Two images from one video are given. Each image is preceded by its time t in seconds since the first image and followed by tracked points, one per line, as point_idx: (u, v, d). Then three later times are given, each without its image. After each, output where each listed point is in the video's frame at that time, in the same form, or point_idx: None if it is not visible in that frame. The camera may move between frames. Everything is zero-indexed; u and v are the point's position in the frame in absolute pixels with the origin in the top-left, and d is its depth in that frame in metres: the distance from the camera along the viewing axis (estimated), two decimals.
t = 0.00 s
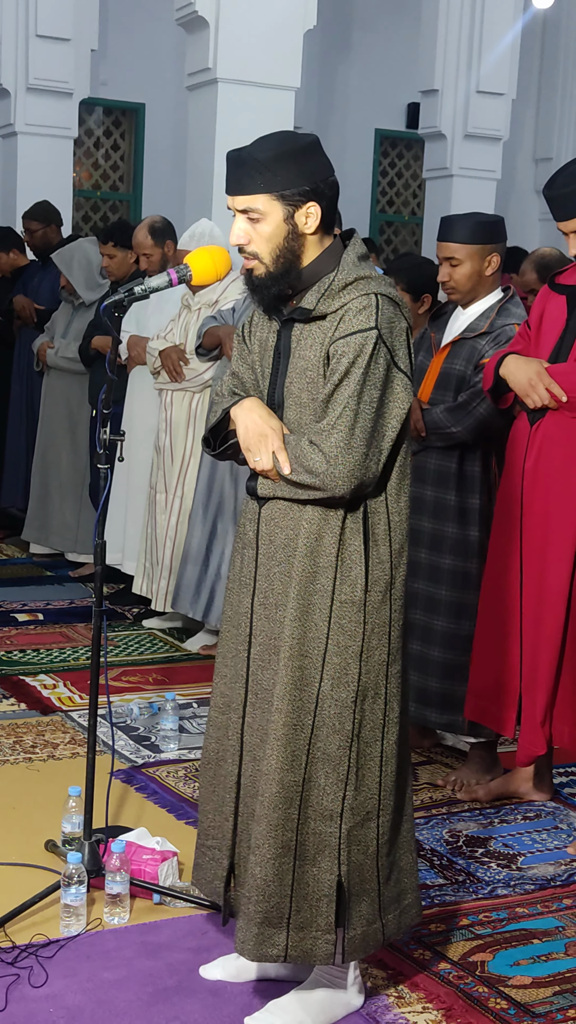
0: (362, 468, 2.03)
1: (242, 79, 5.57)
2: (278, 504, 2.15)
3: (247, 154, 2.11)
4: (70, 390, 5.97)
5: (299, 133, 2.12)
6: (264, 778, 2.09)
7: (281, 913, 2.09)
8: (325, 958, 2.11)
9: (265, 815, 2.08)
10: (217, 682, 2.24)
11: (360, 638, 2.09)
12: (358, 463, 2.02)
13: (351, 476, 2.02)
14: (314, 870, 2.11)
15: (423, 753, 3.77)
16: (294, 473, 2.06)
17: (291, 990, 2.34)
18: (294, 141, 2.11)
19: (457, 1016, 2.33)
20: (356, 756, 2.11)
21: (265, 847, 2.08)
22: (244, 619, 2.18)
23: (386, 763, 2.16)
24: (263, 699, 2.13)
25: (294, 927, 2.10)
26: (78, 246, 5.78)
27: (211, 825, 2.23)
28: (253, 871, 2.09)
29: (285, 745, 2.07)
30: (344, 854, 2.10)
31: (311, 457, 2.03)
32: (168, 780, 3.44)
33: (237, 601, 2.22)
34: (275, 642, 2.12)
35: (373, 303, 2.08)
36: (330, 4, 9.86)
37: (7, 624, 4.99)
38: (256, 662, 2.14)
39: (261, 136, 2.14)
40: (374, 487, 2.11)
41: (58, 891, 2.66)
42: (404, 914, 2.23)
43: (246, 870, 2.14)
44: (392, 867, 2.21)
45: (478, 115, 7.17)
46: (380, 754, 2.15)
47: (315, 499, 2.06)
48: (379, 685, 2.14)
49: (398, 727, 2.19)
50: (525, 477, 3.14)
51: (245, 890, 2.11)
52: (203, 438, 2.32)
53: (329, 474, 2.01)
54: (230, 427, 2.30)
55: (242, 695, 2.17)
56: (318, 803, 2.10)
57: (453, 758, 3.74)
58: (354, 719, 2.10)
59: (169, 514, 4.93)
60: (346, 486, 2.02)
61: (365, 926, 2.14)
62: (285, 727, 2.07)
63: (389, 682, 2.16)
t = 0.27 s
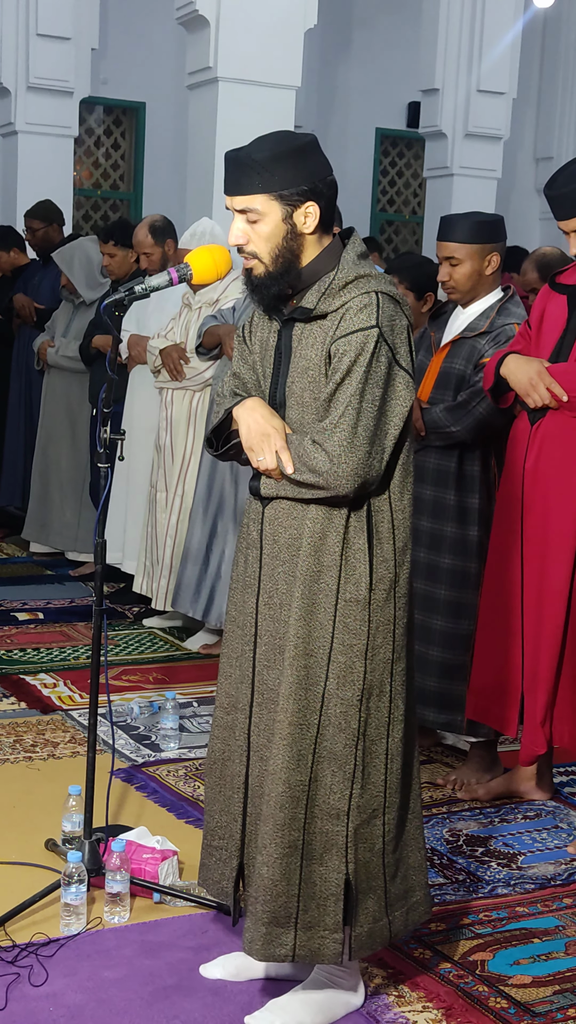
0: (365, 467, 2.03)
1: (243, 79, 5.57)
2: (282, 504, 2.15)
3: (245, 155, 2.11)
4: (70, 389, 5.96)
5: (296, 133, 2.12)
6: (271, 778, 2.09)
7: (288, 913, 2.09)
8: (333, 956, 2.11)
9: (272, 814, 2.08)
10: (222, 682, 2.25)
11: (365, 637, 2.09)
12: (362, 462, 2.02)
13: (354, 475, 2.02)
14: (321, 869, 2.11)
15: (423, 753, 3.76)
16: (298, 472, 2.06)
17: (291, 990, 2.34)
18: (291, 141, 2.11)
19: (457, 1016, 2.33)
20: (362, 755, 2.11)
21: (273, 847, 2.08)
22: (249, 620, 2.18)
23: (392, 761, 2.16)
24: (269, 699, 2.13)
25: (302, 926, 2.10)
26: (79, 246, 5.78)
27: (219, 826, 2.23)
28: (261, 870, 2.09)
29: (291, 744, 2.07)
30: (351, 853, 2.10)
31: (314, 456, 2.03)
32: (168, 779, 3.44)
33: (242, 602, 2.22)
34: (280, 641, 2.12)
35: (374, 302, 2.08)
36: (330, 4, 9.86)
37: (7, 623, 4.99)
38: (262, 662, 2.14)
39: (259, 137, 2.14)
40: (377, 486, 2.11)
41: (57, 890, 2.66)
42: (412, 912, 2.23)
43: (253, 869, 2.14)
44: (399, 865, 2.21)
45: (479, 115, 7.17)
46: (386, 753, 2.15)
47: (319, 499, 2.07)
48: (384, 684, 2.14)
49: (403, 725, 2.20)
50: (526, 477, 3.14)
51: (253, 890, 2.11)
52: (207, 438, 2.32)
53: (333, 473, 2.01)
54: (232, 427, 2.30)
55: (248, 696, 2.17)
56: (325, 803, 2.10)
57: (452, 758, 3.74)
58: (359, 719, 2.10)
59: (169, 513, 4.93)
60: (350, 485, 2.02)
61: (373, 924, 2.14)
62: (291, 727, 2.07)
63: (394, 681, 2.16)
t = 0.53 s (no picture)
0: (368, 468, 2.03)
1: (243, 79, 5.57)
2: (284, 505, 2.15)
3: (244, 155, 2.11)
4: (71, 390, 5.96)
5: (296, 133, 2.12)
6: (275, 779, 2.09)
7: (295, 914, 2.09)
8: (339, 957, 2.11)
9: (277, 815, 2.08)
10: (225, 684, 2.25)
11: (368, 637, 2.09)
12: (364, 462, 2.02)
13: (357, 475, 2.02)
14: (327, 870, 2.11)
15: (425, 753, 3.76)
16: (300, 472, 2.06)
17: (293, 990, 2.34)
18: (291, 142, 2.11)
19: (460, 1016, 2.32)
20: (366, 755, 2.11)
21: (278, 848, 2.07)
22: (252, 621, 2.17)
23: (397, 761, 2.16)
24: (273, 700, 2.13)
25: (308, 927, 2.10)
26: (80, 246, 5.77)
27: (222, 827, 2.23)
28: (266, 872, 2.09)
29: (295, 745, 2.07)
30: (356, 853, 2.10)
31: (316, 457, 2.03)
32: (170, 780, 3.44)
33: (244, 603, 2.22)
34: (283, 642, 2.12)
35: (375, 302, 2.08)
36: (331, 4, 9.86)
37: (9, 624, 4.99)
38: (265, 663, 2.14)
39: (259, 137, 2.14)
40: (380, 486, 2.10)
41: (59, 891, 2.66)
42: (419, 912, 2.23)
43: (258, 870, 2.14)
44: (405, 865, 2.20)
45: (480, 115, 7.17)
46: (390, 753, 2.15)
47: (322, 499, 2.06)
48: (388, 684, 2.14)
49: (407, 724, 2.19)
50: (527, 477, 3.14)
51: (258, 891, 2.11)
52: (208, 439, 2.31)
53: (335, 473, 2.01)
54: (234, 427, 2.30)
55: (251, 696, 2.17)
56: (330, 803, 2.10)
57: (454, 758, 3.74)
58: (363, 719, 2.10)
59: (171, 513, 4.93)
60: (352, 485, 2.02)
61: (379, 924, 2.14)
62: (295, 727, 2.07)
63: (397, 681, 2.16)
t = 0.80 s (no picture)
0: (365, 468, 2.03)
1: (242, 79, 5.57)
2: (281, 504, 2.15)
3: (244, 155, 2.11)
4: (70, 390, 5.96)
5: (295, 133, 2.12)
6: (271, 779, 2.09)
7: (289, 914, 2.09)
8: (334, 958, 2.11)
9: (272, 815, 2.08)
10: (222, 683, 2.25)
11: (365, 637, 2.09)
12: (361, 463, 2.02)
13: (354, 476, 2.02)
14: (322, 870, 2.11)
15: (424, 753, 3.76)
16: (297, 473, 2.06)
17: (291, 990, 2.34)
18: (290, 142, 2.11)
19: (457, 1016, 2.32)
20: (363, 756, 2.11)
21: (273, 848, 2.07)
22: (250, 620, 2.17)
23: (393, 762, 2.16)
24: (269, 700, 2.13)
25: (303, 927, 2.10)
26: (78, 246, 5.77)
27: (218, 826, 2.23)
28: (261, 872, 2.09)
29: (292, 745, 2.07)
30: (351, 854, 2.10)
31: (313, 456, 2.03)
32: (169, 780, 3.44)
33: (242, 603, 2.22)
34: (280, 642, 2.12)
35: (374, 302, 2.08)
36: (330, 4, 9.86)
37: (7, 624, 4.99)
38: (262, 663, 2.14)
39: (258, 137, 2.14)
40: (377, 486, 2.11)
41: (58, 890, 2.66)
42: (414, 914, 2.23)
43: (253, 870, 2.14)
44: (400, 867, 2.21)
45: (478, 115, 7.17)
46: (387, 754, 2.15)
47: (319, 499, 2.07)
48: (385, 685, 2.14)
49: (404, 725, 2.19)
50: (526, 477, 3.14)
51: (253, 891, 2.11)
52: (207, 438, 2.31)
53: (332, 474, 2.01)
54: (233, 427, 2.30)
55: (248, 696, 2.17)
56: (325, 804, 2.10)
57: (453, 758, 3.74)
58: (360, 719, 2.10)
59: (169, 513, 4.92)
60: (349, 485, 2.02)
61: (374, 925, 2.14)
62: (292, 727, 2.07)
63: (394, 682, 2.16)
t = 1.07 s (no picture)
0: (365, 468, 2.03)
1: (242, 80, 5.57)
2: (282, 505, 2.15)
3: (243, 155, 2.11)
4: (70, 390, 5.97)
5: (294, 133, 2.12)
6: (270, 780, 2.09)
7: (288, 915, 2.09)
8: (333, 959, 2.11)
9: (272, 816, 2.08)
10: (222, 683, 2.25)
11: (365, 638, 2.09)
12: (361, 463, 2.02)
13: (354, 476, 2.02)
14: (321, 871, 2.11)
15: (424, 754, 3.76)
16: (298, 473, 2.06)
17: (292, 990, 2.34)
18: (289, 142, 2.11)
19: (457, 1016, 2.32)
20: (363, 756, 2.11)
21: (273, 848, 2.07)
22: (250, 620, 2.17)
23: (393, 763, 2.16)
24: (269, 700, 2.13)
25: (302, 928, 2.10)
26: (78, 247, 5.78)
27: (217, 826, 2.23)
28: (261, 872, 2.09)
29: (292, 746, 2.07)
30: (351, 855, 2.10)
31: (313, 457, 2.03)
32: (169, 780, 3.44)
33: (242, 603, 2.22)
34: (280, 642, 2.12)
35: (374, 303, 2.08)
36: (330, 4, 9.86)
37: (8, 624, 5.00)
38: (262, 663, 2.14)
39: (258, 137, 2.14)
40: (377, 487, 2.11)
41: (59, 891, 2.67)
42: (413, 914, 2.23)
43: (252, 870, 2.14)
44: (399, 868, 2.20)
45: (478, 115, 7.17)
46: (386, 754, 2.15)
47: (318, 499, 2.07)
48: (385, 685, 2.14)
49: (404, 726, 2.20)
50: (527, 477, 3.14)
51: (252, 891, 2.11)
52: (208, 439, 2.31)
53: (332, 474, 2.02)
54: (234, 427, 2.30)
55: (248, 696, 2.17)
56: (325, 804, 2.10)
57: (454, 758, 3.74)
58: (360, 720, 2.10)
59: (170, 513, 4.93)
60: (349, 486, 2.02)
61: (373, 926, 2.14)
62: (292, 728, 2.07)
63: (395, 682, 2.16)
